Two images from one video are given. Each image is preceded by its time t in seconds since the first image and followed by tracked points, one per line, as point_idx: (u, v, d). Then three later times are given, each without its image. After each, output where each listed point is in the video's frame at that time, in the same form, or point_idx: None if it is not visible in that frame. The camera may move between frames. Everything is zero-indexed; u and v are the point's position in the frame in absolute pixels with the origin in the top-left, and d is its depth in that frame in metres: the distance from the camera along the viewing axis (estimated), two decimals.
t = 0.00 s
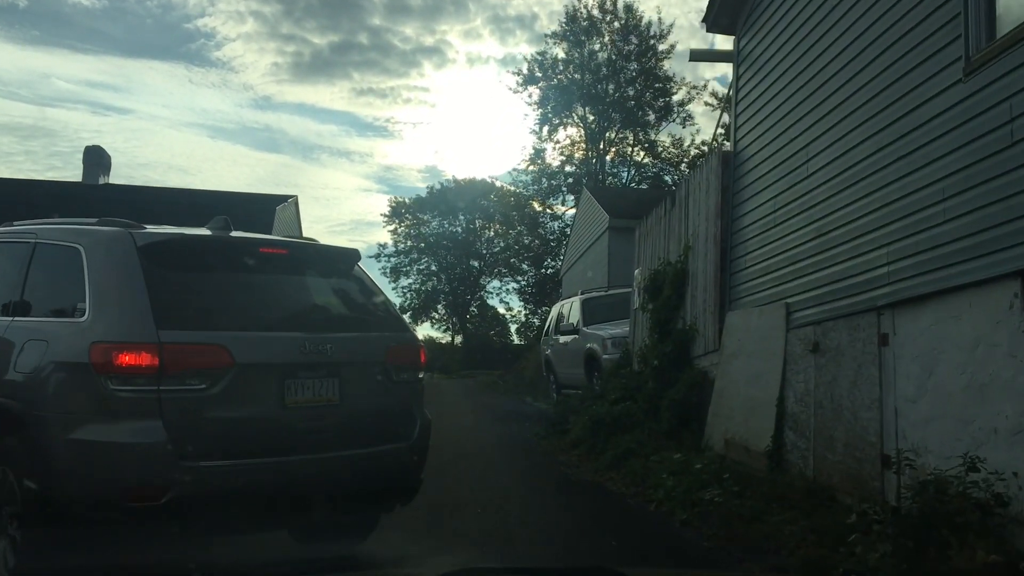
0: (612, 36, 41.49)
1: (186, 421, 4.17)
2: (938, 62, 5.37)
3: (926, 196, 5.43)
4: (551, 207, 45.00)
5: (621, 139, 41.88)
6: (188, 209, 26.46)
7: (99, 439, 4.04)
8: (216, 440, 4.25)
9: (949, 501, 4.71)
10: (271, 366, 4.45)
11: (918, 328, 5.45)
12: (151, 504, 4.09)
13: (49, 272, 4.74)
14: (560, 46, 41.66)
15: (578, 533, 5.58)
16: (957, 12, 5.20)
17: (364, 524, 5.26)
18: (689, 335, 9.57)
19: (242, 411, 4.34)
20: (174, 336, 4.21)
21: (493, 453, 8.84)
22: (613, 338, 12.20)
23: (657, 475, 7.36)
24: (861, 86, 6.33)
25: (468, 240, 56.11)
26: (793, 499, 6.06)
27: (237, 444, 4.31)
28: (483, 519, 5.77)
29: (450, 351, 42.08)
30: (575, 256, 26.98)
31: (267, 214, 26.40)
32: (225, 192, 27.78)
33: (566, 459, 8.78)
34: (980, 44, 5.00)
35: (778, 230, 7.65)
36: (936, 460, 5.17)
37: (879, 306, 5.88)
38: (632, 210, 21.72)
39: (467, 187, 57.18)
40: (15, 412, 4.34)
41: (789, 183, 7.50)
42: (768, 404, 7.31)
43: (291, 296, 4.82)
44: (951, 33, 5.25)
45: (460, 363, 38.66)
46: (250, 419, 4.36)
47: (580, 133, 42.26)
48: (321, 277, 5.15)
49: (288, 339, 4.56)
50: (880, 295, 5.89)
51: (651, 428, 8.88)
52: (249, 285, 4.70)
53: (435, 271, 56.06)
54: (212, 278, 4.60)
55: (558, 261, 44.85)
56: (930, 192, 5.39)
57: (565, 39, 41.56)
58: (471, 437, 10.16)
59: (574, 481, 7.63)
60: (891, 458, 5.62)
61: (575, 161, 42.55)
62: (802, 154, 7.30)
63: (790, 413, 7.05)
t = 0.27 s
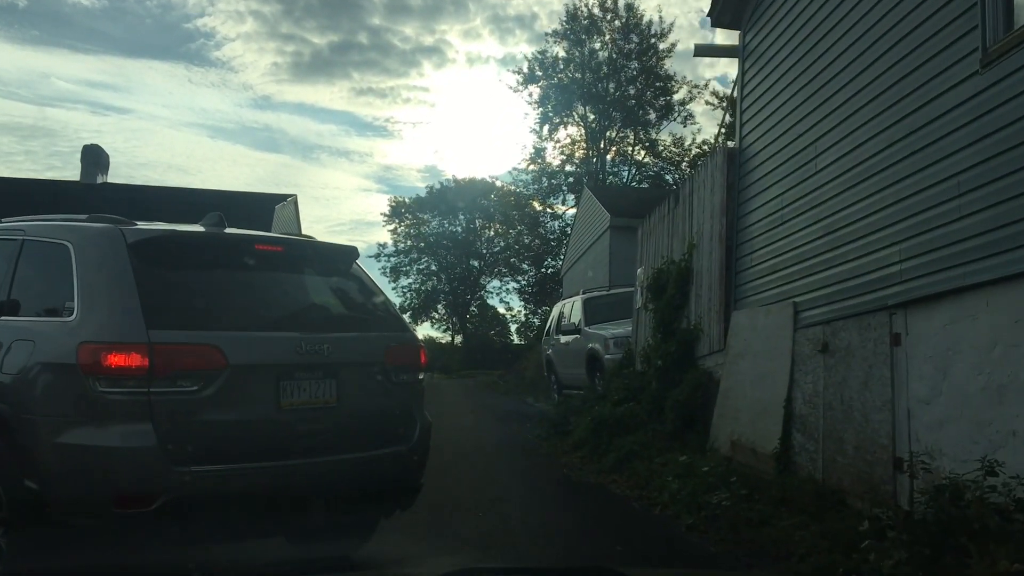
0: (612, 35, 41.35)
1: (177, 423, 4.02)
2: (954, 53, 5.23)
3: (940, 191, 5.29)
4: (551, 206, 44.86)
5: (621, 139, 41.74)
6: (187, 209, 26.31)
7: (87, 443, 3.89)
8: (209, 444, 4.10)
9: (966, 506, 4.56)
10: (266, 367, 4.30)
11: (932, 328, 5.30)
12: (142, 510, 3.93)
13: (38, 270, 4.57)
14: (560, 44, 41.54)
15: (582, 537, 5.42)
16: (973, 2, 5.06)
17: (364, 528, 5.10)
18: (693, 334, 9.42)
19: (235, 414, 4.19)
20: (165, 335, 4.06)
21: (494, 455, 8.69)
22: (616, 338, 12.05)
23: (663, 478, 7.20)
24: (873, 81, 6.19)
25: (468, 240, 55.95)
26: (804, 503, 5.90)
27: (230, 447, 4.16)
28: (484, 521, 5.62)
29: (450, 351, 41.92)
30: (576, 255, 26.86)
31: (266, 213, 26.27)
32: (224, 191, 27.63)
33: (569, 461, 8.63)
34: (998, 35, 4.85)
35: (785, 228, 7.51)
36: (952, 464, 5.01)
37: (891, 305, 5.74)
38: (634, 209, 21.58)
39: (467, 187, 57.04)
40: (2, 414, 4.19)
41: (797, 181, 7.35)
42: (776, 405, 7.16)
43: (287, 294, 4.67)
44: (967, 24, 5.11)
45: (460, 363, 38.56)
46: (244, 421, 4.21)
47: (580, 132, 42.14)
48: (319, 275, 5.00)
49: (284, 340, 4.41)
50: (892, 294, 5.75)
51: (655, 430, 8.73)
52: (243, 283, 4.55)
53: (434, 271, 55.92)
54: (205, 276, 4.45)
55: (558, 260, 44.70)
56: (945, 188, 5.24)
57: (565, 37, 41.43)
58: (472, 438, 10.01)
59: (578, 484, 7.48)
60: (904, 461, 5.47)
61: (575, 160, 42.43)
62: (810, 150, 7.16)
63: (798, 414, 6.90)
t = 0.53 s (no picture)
0: (613, 35, 41.31)
1: (173, 426, 3.96)
2: (962, 50, 5.17)
3: (947, 190, 5.22)
4: (551, 207, 44.81)
5: (622, 139, 41.69)
6: (187, 209, 26.25)
7: (82, 446, 3.82)
8: (207, 447, 4.04)
9: (974, 509, 4.49)
10: (265, 368, 4.24)
11: (939, 329, 5.23)
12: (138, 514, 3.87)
13: (34, 270, 4.51)
14: (560, 45, 41.51)
15: (584, 540, 5.36)
16: None
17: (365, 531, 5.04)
18: (696, 335, 9.36)
19: (233, 417, 4.12)
20: (163, 337, 4.00)
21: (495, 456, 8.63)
22: (617, 339, 11.99)
23: (666, 480, 7.14)
24: (879, 80, 6.13)
25: (468, 241, 55.91)
26: (808, 506, 5.84)
27: (228, 450, 4.10)
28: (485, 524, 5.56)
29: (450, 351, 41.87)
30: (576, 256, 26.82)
31: (266, 214, 26.23)
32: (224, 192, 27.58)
33: (570, 463, 8.57)
34: (1006, 32, 4.79)
35: (789, 227, 7.44)
36: (959, 466, 4.95)
37: (897, 305, 5.67)
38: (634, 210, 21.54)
39: (467, 188, 57.01)
40: None
41: (801, 180, 7.30)
42: (779, 407, 7.10)
43: (286, 295, 4.61)
44: (975, 20, 5.04)
45: (460, 364, 38.51)
46: (241, 424, 4.14)
47: (581, 133, 42.11)
48: (319, 275, 4.94)
49: (283, 341, 4.35)
50: (898, 294, 5.68)
51: (657, 431, 8.67)
52: (241, 284, 4.49)
53: (434, 272, 55.87)
54: (203, 276, 4.39)
55: (559, 261, 44.64)
56: (952, 186, 5.18)
57: (566, 38, 41.41)
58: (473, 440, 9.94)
59: (579, 485, 7.42)
60: (910, 464, 5.40)
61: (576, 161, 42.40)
62: (814, 149, 7.10)
63: (802, 415, 6.84)
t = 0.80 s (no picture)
0: (614, 38, 41.39)
1: (176, 428, 3.99)
2: (960, 53, 5.19)
3: (946, 192, 5.24)
4: (552, 209, 44.84)
5: (622, 141, 41.74)
6: (188, 211, 26.30)
7: (85, 447, 3.85)
8: (209, 449, 4.06)
9: (972, 510, 4.51)
10: (266, 371, 4.27)
11: (938, 331, 5.25)
12: (140, 515, 3.90)
13: (37, 273, 4.54)
14: (561, 47, 41.58)
15: (584, 541, 5.38)
16: (980, 2, 5.01)
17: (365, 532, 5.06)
18: (696, 337, 9.38)
19: (235, 418, 4.15)
20: (166, 339, 4.03)
21: (495, 458, 8.65)
22: (618, 342, 12.01)
23: (666, 482, 7.16)
24: (878, 82, 6.16)
25: (469, 243, 55.95)
26: (807, 508, 5.86)
27: (230, 452, 4.13)
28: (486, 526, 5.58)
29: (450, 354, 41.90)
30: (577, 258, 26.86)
31: (267, 216, 26.28)
32: (225, 194, 27.63)
33: (570, 465, 8.59)
34: (1004, 36, 4.81)
35: (788, 230, 7.46)
36: (958, 468, 4.97)
37: (895, 308, 5.69)
38: (635, 212, 21.57)
39: (468, 190, 57.06)
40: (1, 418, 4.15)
41: (800, 183, 7.32)
42: (779, 409, 7.13)
43: (287, 297, 4.64)
44: (974, 23, 5.06)
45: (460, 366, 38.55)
46: (243, 425, 4.17)
47: (581, 135, 42.16)
48: (321, 278, 4.97)
49: (285, 343, 4.38)
50: (897, 296, 5.70)
51: (657, 433, 8.69)
52: (243, 286, 4.52)
53: (435, 274, 55.93)
54: (205, 279, 4.42)
55: (559, 263, 44.67)
56: (951, 189, 5.20)
57: (566, 40, 41.47)
58: (473, 442, 9.96)
59: (580, 487, 7.44)
60: (909, 465, 5.42)
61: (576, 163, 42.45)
62: (813, 152, 7.12)
63: (801, 417, 6.86)
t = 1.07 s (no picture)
0: (613, 40, 41.46)
1: (176, 430, 3.99)
2: (960, 55, 5.19)
3: (947, 194, 5.24)
4: (552, 211, 44.86)
5: (622, 143, 41.76)
6: (189, 213, 26.31)
7: (85, 450, 3.84)
8: (209, 451, 4.06)
9: (972, 512, 4.50)
10: (266, 372, 4.26)
11: (938, 333, 5.25)
12: (141, 517, 3.89)
13: (37, 275, 4.53)
14: (561, 49, 41.62)
15: (584, 543, 5.37)
16: (980, 4, 5.02)
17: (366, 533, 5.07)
18: (696, 338, 9.38)
19: (235, 421, 4.15)
20: (166, 341, 4.03)
21: (495, 460, 8.64)
22: (618, 343, 12.01)
23: (667, 483, 7.16)
24: (878, 84, 6.16)
25: (469, 245, 55.97)
26: (808, 509, 5.86)
27: (230, 454, 4.12)
28: (486, 527, 5.58)
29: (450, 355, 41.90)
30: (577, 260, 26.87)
31: (267, 217, 26.31)
32: (225, 196, 27.66)
33: (571, 466, 8.59)
34: (1003, 38, 4.82)
35: (789, 232, 7.46)
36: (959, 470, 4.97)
37: (896, 310, 5.69)
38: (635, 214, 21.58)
39: (468, 192, 57.08)
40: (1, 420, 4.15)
41: (800, 185, 7.32)
42: (779, 411, 7.12)
43: (287, 300, 4.63)
44: (974, 25, 5.07)
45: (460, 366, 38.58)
46: (243, 428, 4.17)
47: (581, 137, 42.19)
48: (321, 280, 4.97)
49: (285, 345, 4.37)
50: (898, 299, 5.70)
51: (657, 435, 8.69)
52: (243, 288, 4.51)
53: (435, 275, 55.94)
54: (205, 281, 4.42)
55: (559, 265, 44.68)
56: (951, 191, 5.20)
57: (566, 42, 41.51)
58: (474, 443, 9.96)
59: (580, 489, 7.43)
60: (909, 468, 5.41)
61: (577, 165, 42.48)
62: (814, 154, 7.13)
63: (802, 419, 6.86)
